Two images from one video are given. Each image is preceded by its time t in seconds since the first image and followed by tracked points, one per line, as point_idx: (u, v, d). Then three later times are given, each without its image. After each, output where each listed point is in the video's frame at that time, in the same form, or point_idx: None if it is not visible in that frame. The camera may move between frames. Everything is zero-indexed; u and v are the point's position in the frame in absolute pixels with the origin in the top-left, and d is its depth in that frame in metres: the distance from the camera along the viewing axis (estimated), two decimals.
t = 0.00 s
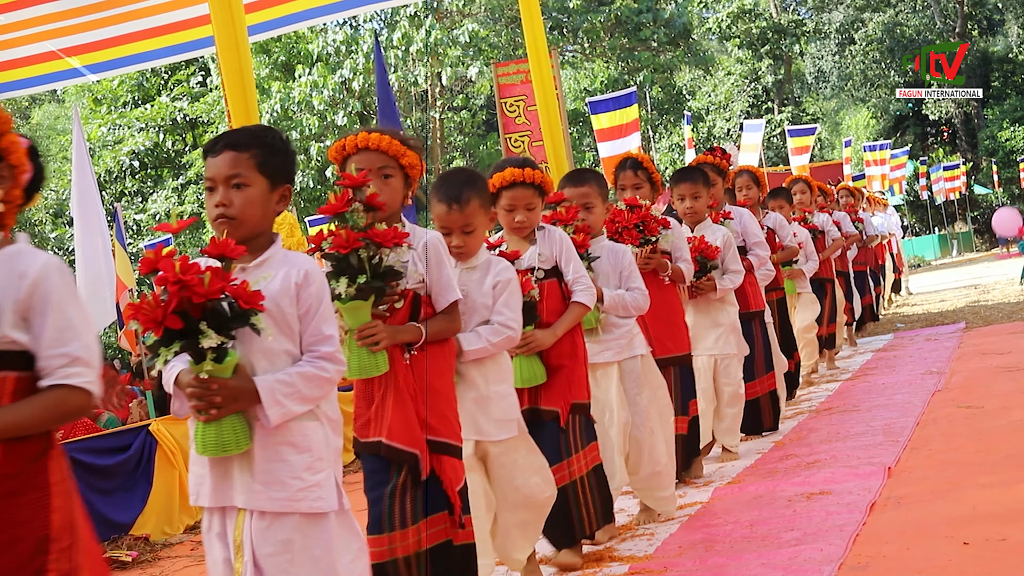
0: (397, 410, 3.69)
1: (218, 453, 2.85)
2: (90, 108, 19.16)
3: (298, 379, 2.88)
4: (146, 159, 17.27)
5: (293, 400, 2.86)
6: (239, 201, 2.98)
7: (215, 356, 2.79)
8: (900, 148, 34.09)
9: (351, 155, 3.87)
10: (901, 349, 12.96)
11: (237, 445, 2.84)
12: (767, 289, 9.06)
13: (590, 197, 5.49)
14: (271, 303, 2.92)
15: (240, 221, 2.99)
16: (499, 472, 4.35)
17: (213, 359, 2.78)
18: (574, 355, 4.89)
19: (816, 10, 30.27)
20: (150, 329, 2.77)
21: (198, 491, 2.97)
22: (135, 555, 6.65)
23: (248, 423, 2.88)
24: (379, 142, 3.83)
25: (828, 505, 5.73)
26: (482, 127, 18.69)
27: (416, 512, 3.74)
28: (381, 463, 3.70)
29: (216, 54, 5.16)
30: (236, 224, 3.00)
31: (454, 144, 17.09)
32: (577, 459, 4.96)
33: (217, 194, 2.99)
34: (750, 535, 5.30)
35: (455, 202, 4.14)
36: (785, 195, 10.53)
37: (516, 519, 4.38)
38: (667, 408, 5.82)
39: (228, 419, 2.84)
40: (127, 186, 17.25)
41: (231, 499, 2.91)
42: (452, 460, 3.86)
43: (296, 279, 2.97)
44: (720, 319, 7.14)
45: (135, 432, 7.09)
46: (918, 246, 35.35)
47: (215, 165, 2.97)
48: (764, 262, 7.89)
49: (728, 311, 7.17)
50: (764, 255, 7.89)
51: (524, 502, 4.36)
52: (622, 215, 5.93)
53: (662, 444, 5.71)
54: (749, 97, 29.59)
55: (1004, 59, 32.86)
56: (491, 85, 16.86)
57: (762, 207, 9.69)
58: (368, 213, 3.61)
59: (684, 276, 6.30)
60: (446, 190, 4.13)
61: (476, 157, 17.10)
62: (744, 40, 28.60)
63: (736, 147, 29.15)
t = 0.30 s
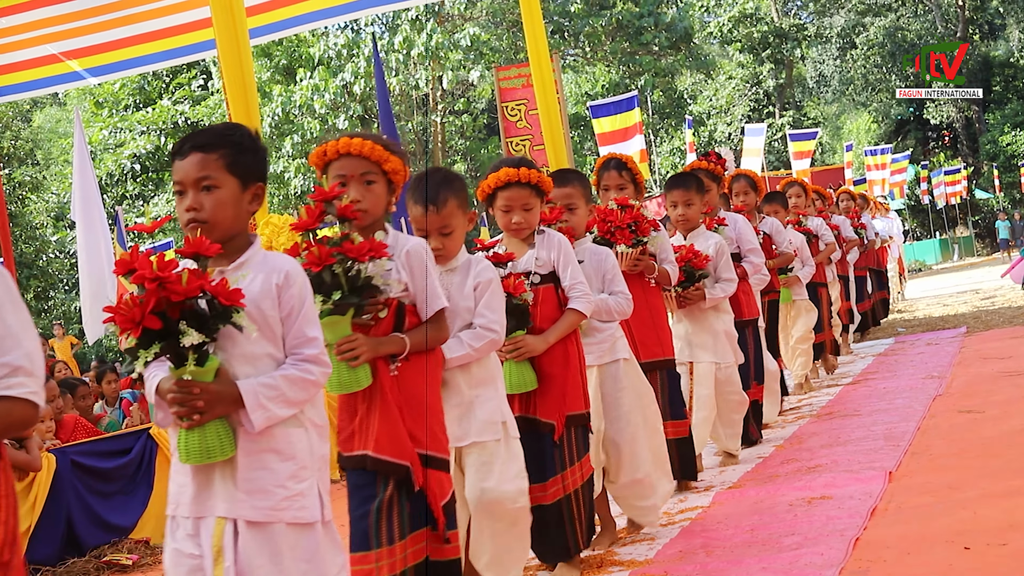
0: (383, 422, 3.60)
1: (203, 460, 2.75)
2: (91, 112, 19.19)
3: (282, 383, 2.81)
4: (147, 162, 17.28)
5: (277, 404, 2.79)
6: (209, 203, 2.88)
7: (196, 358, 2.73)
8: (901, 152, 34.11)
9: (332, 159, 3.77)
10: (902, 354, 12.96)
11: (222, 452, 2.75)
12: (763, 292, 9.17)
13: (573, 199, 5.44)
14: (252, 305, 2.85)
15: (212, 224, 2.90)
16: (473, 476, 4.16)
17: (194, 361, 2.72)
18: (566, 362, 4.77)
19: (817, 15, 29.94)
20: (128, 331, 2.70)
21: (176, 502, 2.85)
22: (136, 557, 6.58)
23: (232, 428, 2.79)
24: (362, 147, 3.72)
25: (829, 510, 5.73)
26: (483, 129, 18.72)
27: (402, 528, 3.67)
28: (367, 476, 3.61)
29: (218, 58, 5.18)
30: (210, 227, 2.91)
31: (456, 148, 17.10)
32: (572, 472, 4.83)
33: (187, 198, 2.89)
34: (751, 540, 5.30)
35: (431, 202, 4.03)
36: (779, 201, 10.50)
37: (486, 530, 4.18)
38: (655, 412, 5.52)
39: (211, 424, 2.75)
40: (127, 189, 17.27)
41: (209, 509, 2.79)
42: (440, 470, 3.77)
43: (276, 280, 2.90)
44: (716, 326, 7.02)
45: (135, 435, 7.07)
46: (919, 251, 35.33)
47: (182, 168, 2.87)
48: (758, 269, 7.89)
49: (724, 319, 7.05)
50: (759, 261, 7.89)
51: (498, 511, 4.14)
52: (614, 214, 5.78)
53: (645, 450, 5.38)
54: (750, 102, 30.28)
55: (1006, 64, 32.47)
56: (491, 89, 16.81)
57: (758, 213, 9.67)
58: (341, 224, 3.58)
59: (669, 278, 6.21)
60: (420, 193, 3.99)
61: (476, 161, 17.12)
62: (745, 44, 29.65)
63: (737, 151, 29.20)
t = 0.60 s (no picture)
0: (339, 424, 3.33)
1: (171, 482, 2.57)
2: (91, 108, 19.22)
3: (248, 396, 2.64)
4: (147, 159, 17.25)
5: (244, 418, 2.62)
6: (161, 212, 2.69)
7: (157, 376, 2.54)
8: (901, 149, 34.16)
9: (299, 154, 3.62)
10: (902, 350, 13.00)
11: (191, 472, 2.58)
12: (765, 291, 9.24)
13: (563, 196, 5.24)
14: (211, 316, 2.68)
15: (164, 234, 2.71)
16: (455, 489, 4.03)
17: (155, 380, 2.54)
18: (553, 367, 4.59)
19: (818, 11, 29.90)
20: (81, 355, 2.50)
21: (135, 518, 2.66)
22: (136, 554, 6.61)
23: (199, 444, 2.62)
24: (327, 140, 3.57)
25: (829, 506, 5.74)
26: (483, 127, 18.79)
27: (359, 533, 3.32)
28: (324, 480, 3.34)
29: (218, 56, 5.17)
30: (161, 236, 2.71)
31: (456, 145, 17.15)
32: (564, 475, 4.66)
33: (137, 207, 2.69)
34: (750, 536, 5.31)
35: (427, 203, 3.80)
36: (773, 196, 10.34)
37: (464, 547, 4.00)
38: (637, 420, 5.31)
39: (179, 443, 2.58)
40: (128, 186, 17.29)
41: (174, 527, 2.61)
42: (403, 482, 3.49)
43: (235, 289, 2.72)
44: (700, 323, 6.91)
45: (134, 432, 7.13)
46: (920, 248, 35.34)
47: (131, 174, 2.67)
48: (746, 266, 7.66)
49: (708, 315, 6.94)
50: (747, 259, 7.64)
51: (478, 529, 3.99)
52: (598, 218, 5.70)
53: (621, 457, 5.22)
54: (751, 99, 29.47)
55: (1006, 61, 32.56)
56: (492, 85, 16.77)
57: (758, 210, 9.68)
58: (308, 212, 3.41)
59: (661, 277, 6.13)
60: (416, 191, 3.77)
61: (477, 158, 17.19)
62: (746, 41, 28.54)
63: (737, 149, 29.23)
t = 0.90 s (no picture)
0: (311, 431, 3.29)
1: (79, 493, 2.49)
2: (83, 103, 19.19)
3: (163, 398, 2.55)
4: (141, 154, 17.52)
5: (158, 422, 2.53)
6: (75, 198, 2.61)
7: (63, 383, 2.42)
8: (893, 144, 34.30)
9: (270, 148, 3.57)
10: (895, 344, 13.05)
11: (100, 482, 2.50)
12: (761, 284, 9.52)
13: (551, 186, 5.16)
14: (124, 315, 2.58)
15: (77, 222, 2.61)
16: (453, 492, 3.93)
17: (60, 387, 2.41)
18: (524, 363, 4.45)
19: (810, 6, 30.01)
20: None
21: (58, 537, 2.59)
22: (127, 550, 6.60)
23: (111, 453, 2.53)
24: (299, 134, 3.52)
25: (821, 501, 5.75)
26: (477, 122, 18.78)
27: (324, 543, 3.30)
28: (297, 487, 3.32)
29: (211, 52, 5.18)
30: (74, 225, 2.62)
31: (449, 140, 17.13)
32: (540, 478, 4.46)
33: (50, 193, 2.61)
34: (743, 531, 5.32)
35: (411, 187, 3.74)
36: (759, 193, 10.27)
37: (464, 552, 3.92)
38: (628, 415, 5.35)
39: (86, 451, 2.49)
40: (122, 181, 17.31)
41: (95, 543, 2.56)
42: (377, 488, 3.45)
43: (148, 283, 2.61)
44: (683, 317, 6.94)
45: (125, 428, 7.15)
46: (912, 242, 35.43)
47: (46, 160, 2.60)
48: (732, 260, 7.57)
49: (692, 309, 6.95)
50: (734, 254, 7.58)
51: (479, 535, 3.92)
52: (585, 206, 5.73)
53: (615, 456, 5.24)
54: (744, 93, 29.42)
55: (999, 55, 32.73)
56: (485, 81, 16.64)
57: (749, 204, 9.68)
58: (288, 216, 3.23)
59: (652, 271, 6.11)
60: (403, 174, 3.76)
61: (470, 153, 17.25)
62: (738, 36, 27.76)
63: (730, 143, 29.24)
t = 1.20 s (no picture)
0: (284, 434, 3.19)
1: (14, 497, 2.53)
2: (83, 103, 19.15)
3: (101, 399, 2.59)
4: (141, 154, 17.40)
5: (96, 424, 2.57)
6: (15, 197, 2.65)
7: None
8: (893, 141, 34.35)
9: (244, 134, 3.48)
10: (896, 342, 13.04)
11: (36, 487, 2.54)
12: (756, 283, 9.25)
13: (538, 185, 5.16)
14: (64, 312, 2.63)
15: (18, 223, 2.67)
16: (453, 496, 3.88)
17: None
18: (517, 365, 4.41)
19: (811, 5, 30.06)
20: None
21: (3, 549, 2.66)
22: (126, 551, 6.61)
23: (49, 457, 2.59)
24: (275, 119, 3.44)
25: (822, 498, 5.76)
26: (477, 120, 18.74)
27: (305, 552, 3.23)
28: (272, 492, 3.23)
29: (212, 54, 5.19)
30: (14, 226, 2.67)
31: (449, 139, 17.10)
32: (519, 478, 4.57)
33: None
34: (743, 529, 5.33)
35: (392, 187, 3.63)
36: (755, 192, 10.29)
37: (472, 554, 3.92)
38: (619, 421, 5.31)
39: (21, 456, 2.54)
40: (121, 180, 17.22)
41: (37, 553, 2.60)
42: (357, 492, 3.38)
43: (88, 280, 2.66)
44: (677, 321, 6.82)
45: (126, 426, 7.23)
46: (913, 240, 35.41)
47: None
48: (729, 258, 7.57)
49: (685, 313, 6.83)
50: (730, 252, 7.57)
51: (485, 538, 3.91)
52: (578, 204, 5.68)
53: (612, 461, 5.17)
54: (744, 91, 29.44)
55: (999, 53, 32.74)
56: (485, 79, 16.69)
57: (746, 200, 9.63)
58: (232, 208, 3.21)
59: (649, 269, 6.06)
60: (384, 175, 3.64)
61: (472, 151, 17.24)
62: (738, 34, 27.43)
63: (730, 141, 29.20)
